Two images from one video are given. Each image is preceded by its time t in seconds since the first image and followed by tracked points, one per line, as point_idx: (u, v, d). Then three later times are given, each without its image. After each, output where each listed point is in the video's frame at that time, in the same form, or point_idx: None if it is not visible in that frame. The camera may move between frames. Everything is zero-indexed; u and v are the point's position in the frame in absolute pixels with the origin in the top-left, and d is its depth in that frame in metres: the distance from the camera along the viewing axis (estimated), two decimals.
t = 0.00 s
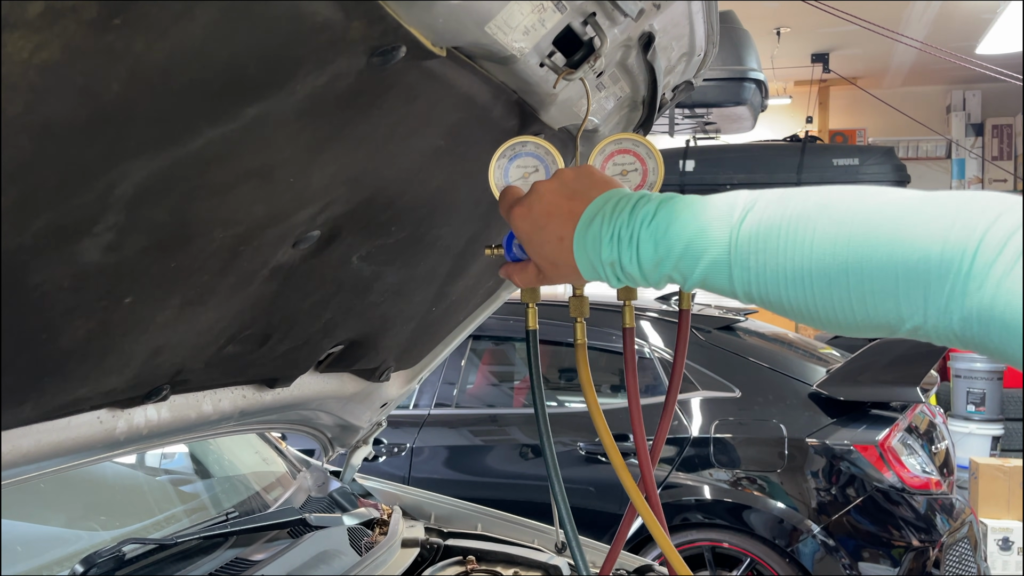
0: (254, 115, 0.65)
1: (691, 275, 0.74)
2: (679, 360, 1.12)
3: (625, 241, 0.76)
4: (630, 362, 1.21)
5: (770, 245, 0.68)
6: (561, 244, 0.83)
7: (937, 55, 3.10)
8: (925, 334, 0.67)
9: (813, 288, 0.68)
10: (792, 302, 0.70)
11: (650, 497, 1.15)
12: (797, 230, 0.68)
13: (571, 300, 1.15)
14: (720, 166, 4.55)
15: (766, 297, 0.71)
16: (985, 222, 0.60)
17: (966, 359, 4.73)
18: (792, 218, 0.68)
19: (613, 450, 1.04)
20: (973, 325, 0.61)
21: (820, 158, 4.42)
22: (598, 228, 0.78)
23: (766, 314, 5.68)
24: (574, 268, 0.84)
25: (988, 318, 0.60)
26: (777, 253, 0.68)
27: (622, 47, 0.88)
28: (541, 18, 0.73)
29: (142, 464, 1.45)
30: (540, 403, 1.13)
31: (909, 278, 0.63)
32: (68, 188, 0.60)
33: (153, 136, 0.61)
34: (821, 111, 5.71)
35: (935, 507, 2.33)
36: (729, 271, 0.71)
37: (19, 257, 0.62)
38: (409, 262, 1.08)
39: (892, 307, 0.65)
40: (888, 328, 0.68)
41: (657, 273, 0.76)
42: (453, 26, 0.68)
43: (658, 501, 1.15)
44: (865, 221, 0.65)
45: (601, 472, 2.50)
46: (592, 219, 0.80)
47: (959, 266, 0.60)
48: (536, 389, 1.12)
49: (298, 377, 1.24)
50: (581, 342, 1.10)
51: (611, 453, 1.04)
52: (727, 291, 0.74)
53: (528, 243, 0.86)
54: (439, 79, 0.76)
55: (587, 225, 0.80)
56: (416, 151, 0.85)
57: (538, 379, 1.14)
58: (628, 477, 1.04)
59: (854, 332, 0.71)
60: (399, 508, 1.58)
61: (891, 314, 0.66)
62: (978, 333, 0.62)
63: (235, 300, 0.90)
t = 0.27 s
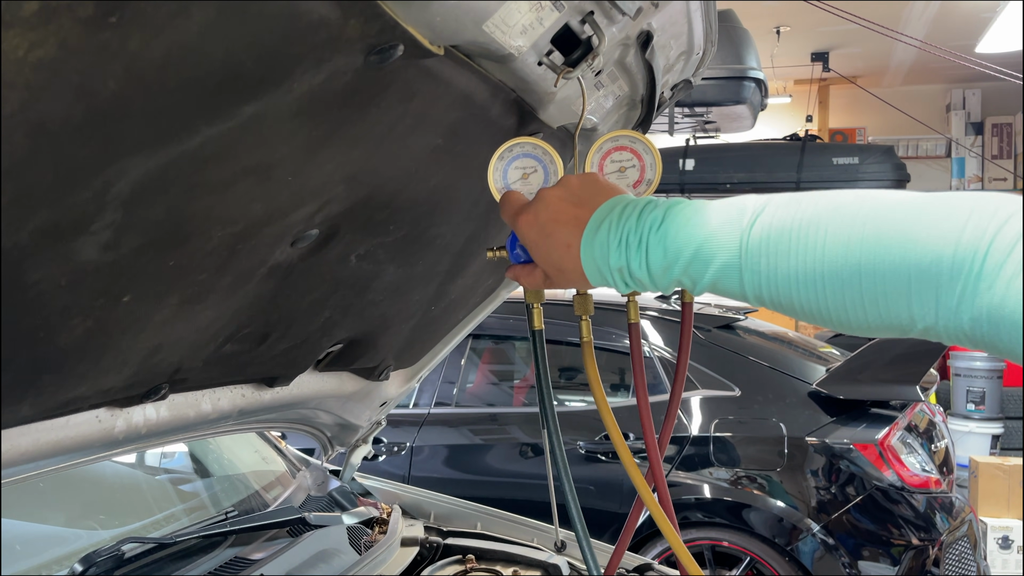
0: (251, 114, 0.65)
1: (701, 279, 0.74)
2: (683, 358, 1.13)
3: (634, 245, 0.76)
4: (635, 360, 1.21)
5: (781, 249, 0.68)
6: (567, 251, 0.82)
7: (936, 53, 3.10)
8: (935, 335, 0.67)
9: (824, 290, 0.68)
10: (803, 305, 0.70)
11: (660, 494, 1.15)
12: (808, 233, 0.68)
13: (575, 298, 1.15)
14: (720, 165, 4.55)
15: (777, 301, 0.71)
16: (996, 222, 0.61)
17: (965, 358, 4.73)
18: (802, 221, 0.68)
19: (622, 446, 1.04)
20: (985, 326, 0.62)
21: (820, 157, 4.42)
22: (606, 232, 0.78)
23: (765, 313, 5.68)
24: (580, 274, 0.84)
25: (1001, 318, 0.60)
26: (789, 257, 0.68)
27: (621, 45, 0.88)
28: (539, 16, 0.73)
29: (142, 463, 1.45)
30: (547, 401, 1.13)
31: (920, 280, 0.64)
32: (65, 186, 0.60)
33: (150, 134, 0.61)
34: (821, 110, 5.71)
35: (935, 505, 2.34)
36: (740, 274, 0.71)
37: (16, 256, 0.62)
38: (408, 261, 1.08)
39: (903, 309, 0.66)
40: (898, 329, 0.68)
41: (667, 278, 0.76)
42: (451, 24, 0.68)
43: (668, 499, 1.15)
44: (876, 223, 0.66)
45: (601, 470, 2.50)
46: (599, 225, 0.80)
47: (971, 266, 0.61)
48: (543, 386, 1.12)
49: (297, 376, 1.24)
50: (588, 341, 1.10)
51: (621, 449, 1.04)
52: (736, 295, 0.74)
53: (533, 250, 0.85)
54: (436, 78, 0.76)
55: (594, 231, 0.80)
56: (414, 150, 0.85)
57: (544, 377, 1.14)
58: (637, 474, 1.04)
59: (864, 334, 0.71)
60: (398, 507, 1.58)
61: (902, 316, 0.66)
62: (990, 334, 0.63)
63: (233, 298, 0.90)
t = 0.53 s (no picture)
0: (252, 116, 0.65)
1: (708, 282, 0.74)
2: (682, 359, 1.12)
3: (637, 249, 0.76)
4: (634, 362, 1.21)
5: (790, 251, 0.69)
6: (571, 261, 0.81)
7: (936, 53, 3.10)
8: (945, 334, 0.68)
9: (833, 292, 0.68)
10: (812, 306, 0.70)
11: (656, 496, 1.15)
12: (817, 235, 0.68)
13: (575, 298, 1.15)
14: (720, 165, 4.55)
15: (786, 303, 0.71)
16: (1005, 222, 0.62)
17: (965, 358, 4.73)
18: (810, 223, 0.69)
19: (619, 447, 1.04)
20: (995, 325, 0.63)
21: (820, 157, 4.43)
22: (610, 237, 0.78)
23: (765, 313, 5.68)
24: (586, 282, 0.83)
25: (1013, 317, 0.61)
26: (799, 259, 0.68)
27: (620, 47, 0.88)
28: (539, 18, 0.73)
29: (142, 463, 1.45)
30: (544, 402, 1.13)
31: (931, 280, 0.64)
32: (66, 188, 0.60)
33: (150, 136, 0.61)
34: (820, 110, 5.72)
35: (934, 505, 2.34)
36: (747, 276, 0.71)
37: (17, 257, 0.62)
38: (408, 261, 1.08)
39: (913, 309, 0.66)
40: (907, 329, 0.69)
41: (674, 281, 0.76)
42: (451, 26, 0.68)
43: (665, 500, 1.15)
44: (884, 224, 0.66)
45: (601, 470, 2.50)
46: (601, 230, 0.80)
47: (982, 266, 0.62)
48: (541, 387, 1.12)
49: (297, 377, 1.24)
50: (586, 341, 1.10)
51: (617, 450, 1.04)
52: (743, 296, 0.74)
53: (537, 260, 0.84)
54: (436, 79, 0.77)
55: (597, 238, 0.79)
56: (414, 151, 0.85)
57: (542, 377, 1.14)
58: (634, 474, 1.04)
59: (871, 333, 0.72)
60: (398, 507, 1.58)
61: (912, 316, 0.67)
62: (1001, 333, 0.63)
63: (233, 299, 0.90)
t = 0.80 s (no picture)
0: (253, 115, 0.65)
1: (716, 284, 0.74)
2: (676, 361, 1.12)
3: (643, 252, 0.76)
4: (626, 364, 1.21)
5: (799, 253, 0.69)
6: (572, 268, 0.81)
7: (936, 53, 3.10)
8: (957, 329, 0.68)
9: (844, 291, 0.68)
10: (824, 306, 0.70)
11: (644, 498, 1.15)
12: (825, 237, 0.68)
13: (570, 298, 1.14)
14: (720, 165, 4.55)
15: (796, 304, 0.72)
16: (1016, 217, 0.62)
17: (964, 358, 4.74)
18: (817, 224, 0.68)
19: (607, 450, 1.04)
20: (1010, 320, 0.63)
21: (820, 157, 4.43)
22: (610, 242, 0.78)
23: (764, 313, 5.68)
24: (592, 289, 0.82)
25: None
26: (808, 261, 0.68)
27: (621, 46, 0.88)
28: (540, 18, 0.73)
29: (142, 463, 1.45)
30: (536, 401, 1.13)
31: (944, 278, 0.64)
32: (67, 188, 0.60)
33: (152, 136, 0.61)
34: (820, 110, 5.72)
35: (934, 505, 2.34)
36: (756, 278, 0.71)
37: (19, 257, 0.62)
38: (408, 261, 1.08)
39: (924, 306, 0.67)
40: (919, 325, 0.69)
41: (682, 284, 0.76)
42: (452, 26, 0.68)
43: (653, 503, 1.15)
44: (893, 223, 0.66)
45: (601, 470, 2.50)
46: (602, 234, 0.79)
47: (995, 262, 0.62)
48: (531, 388, 1.12)
49: (297, 377, 1.24)
50: (575, 342, 1.09)
51: (604, 452, 1.04)
52: (752, 296, 0.74)
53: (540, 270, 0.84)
54: (437, 79, 0.77)
55: (597, 243, 0.79)
56: (415, 150, 0.85)
57: (533, 376, 1.14)
58: (621, 476, 1.04)
59: (883, 328, 0.72)
60: (398, 507, 1.58)
61: (924, 313, 0.67)
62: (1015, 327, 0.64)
63: (234, 299, 0.90)
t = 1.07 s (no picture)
0: (254, 114, 0.65)
1: (718, 284, 0.74)
2: (689, 359, 1.12)
3: (644, 253, 0.76)
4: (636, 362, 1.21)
5: (801, 252, 0.68)
6: (575, 277, 0.80)
7: (936, 53, 3.10)
8: (963, 324, 0.68)
9: (847, 290, 0.68)
10: (828, 305, 0.70)
11: (664, 494, 1.15)
12: (827, 236, 0.68)
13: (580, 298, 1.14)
14: (719, 165, 4.54)
15: (799, 303, 0.72)
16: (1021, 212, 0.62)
17: (964, 358, 4.74)
18: (820, 224, 0.68)
19: (628, 448, 1.04)
20: (1016, 315, 0.63)
21: (819, 157, 4.43)
22: (610, 245, 0.78)
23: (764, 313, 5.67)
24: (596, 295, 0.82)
25: None
26: (810, 260, 0.68)
27: (622, 45, 0.88)
28: (542, 16, 0.73)
29: (142, 463, 1.45)
30: (551, 403, 1.12)
31: (948, 275, 0.64)
32: (68, 187, 0.60)
33: (153, 135, 0.61)
34: (820, 110, 5.71)
35: (934, 505, 2.34)
36: (759, 277, 0.71)
37: (19, 256, 0.62)
38: (408, 261, 1.08)
39: (928, 302, 0.67)
40: (924, 322, 0.69)
41: (684, 283, 0.76)
42: (453, 23, 0.68)
43: (673, 499, 1.15)
44: (896, 221, 0.66)
45: (600, 470, 2.50)
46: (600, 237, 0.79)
47: (1001, 259, 0.62)
48: (547, 387, 1.12)
49: (297, 376, 1.24)
50: (592, 341, 1.09)
51: (625, 450, 1.04)
52: (754, 294, 0.74)
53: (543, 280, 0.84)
54: (439, 78, 0.77)
55: (596, 248, 0.78)
56: (415, 150, 0.85)
57: (549, 378, 1.13)
58: (642, 474, 1.04)
59: (887, 325, 0.72)
60: (398, 507, 1.58)
61: (930, 310, 0.67)
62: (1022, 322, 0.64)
63: (235, 298, 0.90)
